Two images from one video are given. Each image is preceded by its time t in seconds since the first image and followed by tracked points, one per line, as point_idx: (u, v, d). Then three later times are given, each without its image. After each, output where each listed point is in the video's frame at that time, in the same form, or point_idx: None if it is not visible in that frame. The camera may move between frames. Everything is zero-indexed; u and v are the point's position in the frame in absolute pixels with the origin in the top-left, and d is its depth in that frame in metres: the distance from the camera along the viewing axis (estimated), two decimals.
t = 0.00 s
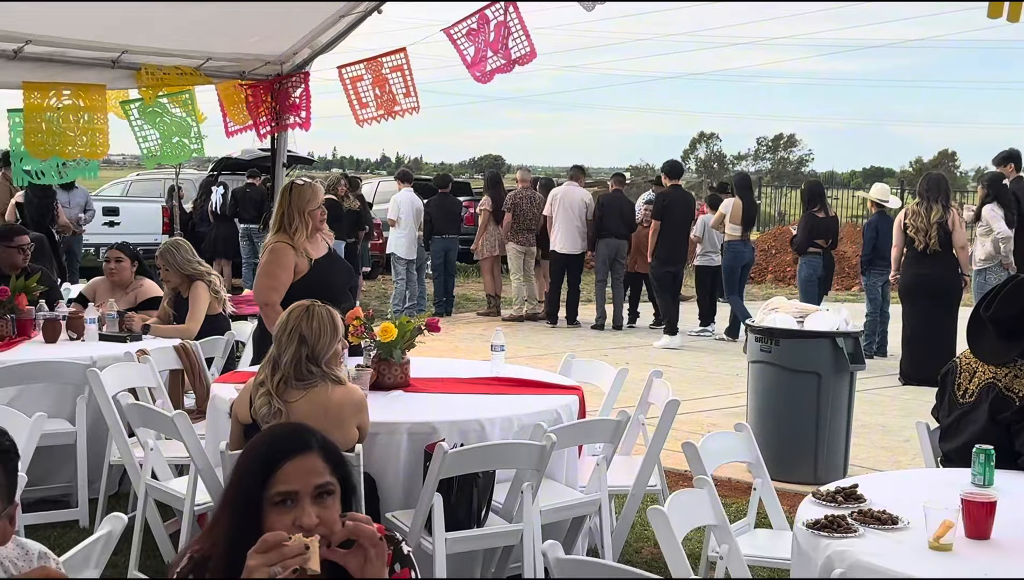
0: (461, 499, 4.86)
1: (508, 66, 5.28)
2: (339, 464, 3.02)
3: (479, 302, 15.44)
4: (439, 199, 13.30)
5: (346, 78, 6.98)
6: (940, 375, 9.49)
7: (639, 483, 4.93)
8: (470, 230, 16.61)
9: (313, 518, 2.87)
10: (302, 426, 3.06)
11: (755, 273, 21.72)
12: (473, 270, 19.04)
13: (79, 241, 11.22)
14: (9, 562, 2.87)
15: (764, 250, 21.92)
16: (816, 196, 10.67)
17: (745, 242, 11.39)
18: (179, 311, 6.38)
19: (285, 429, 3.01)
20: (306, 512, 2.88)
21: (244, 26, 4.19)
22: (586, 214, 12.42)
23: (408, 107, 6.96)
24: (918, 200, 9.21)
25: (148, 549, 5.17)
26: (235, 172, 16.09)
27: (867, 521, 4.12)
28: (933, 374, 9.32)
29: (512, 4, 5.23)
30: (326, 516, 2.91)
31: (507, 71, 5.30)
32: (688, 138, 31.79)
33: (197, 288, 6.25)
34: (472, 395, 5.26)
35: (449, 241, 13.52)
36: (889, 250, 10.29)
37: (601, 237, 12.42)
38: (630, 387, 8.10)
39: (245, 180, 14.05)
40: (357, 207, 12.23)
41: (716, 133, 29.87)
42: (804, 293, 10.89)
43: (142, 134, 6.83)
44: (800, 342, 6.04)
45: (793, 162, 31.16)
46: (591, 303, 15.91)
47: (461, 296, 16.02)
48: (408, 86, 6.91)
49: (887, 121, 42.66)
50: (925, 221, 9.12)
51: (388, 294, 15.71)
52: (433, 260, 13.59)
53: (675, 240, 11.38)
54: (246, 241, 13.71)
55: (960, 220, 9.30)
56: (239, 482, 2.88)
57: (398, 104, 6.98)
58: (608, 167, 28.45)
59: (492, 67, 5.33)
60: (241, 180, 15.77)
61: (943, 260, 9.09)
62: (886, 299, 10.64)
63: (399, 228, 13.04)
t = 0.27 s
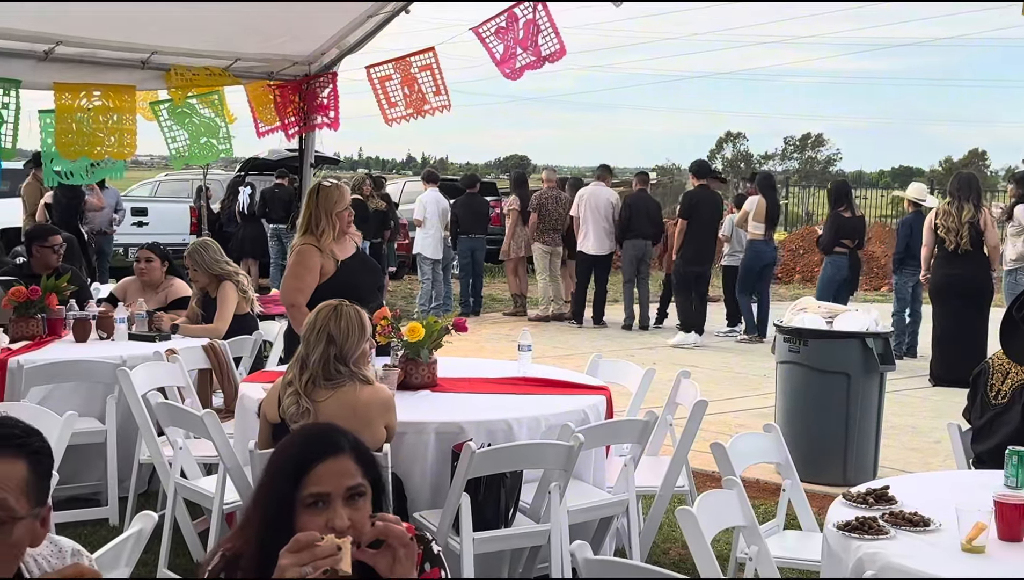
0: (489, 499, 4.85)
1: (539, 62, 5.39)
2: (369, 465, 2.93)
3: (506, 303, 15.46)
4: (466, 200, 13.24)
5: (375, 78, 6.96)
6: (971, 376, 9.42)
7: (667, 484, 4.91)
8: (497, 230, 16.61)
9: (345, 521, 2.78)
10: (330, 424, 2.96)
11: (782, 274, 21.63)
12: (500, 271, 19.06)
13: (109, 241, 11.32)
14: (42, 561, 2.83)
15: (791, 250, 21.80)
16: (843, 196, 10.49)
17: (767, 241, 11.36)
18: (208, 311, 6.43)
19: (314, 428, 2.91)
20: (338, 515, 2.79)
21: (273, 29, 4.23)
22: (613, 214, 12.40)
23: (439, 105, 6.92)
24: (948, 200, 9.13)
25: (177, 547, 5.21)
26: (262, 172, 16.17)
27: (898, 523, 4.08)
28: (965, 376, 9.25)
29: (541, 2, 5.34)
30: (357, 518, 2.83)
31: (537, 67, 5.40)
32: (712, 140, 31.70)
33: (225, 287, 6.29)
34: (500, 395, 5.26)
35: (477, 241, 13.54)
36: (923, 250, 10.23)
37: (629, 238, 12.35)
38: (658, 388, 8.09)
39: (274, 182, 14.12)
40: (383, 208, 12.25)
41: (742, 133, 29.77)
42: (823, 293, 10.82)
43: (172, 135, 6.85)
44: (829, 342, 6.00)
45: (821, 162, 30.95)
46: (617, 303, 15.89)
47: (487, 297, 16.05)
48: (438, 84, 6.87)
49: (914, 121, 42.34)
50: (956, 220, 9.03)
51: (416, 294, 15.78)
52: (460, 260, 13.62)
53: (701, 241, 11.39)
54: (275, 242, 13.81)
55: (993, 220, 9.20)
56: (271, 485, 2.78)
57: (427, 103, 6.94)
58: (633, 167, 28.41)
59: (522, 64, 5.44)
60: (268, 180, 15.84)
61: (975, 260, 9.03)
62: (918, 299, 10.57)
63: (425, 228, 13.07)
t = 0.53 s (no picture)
0: (520, 504, 4.83)
1: (573, 62, 5.42)
2: (408, 490, 2.79)
3: (536, 308, 15.46)
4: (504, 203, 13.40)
5: (408, 81, 6.77)
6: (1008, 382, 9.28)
7: (701, 489, 4.89)
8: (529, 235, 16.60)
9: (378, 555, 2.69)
10: (374, 442, 2.81)
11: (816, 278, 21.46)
12: (531, 276, 19.06)
13: (142, 245, 11.38)
14: (79, 561, 2.75)
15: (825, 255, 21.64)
16: (873, 199, 10.50)
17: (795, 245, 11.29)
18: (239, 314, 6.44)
19: (357, 447, 2.77)
20: (370, 545, 2.70)
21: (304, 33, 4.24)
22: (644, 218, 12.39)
23: (474, 107, 6.68)
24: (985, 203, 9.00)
25: (209, 551, 5.23)
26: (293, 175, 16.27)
27: (935, 530, 4.01)
28: (1004, 381, 9.11)
29: (573, 4, 5.35)
30: (390, 546, 2.74)
31: (571, 66, 5.43)
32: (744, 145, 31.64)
33: (257, 291, 6.31)
34: (531, 399, 5.24)
35: (511, 245, 13.55)
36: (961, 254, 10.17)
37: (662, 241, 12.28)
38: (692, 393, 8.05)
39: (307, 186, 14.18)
40: (415, 212, 12.26)
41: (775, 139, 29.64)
42: (852, 295, 10.74)
43: (205, 139, 6.84)
44: (864, 347, 5.95)
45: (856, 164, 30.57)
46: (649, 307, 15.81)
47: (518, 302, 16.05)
48: (472, 86, 6.63)
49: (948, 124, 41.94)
50: (997, 225, 8.86)
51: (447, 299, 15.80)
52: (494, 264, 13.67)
53: (732, 245, 11.28)
54: (308, 246, 13.77)
55: None
56: (307, 503, 2.67)
57: (462, 105, 6.71)
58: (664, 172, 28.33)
59: (556, 62, 5.44)
60: (301, 185, 15.91)
61: (1013, 263, 8.93)
62: (954, 303, 10.49)
63: (456, 233, 13.07)
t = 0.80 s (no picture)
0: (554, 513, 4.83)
1: (609, 68, 5.31)
2: (444, 512, 2.74)
3: (570, 316, 15.44)
4: (541, 212, 13.52)
5: (442, 90, 6.43)
6: None
7: (735, 500, 4.86)
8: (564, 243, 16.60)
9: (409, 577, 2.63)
10: (415, 461, 2.76)
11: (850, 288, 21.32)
12: (565, 284, 19.08)
13: (179, 253, 11.48)
14: (119, 567, 2.72)
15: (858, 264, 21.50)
16: (901, 209, 10.52)
17: (821, 254, 11.30)
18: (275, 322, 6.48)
19: (397, 465, 2.72)
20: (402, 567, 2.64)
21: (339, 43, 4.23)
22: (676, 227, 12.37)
23: (511, 114, 6.33)
24: None
25: (245, 558, 5.26)
26: (328, 184, 16.35)
27: (974, 542, 3.98)
28: None
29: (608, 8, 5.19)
30: (422, 568, 2.68)
31: (608, 73, 5.31)
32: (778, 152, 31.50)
33: (293, 300, 6.34)
34: (565, 408, 5.24)
35: (546, 254, 13.62)
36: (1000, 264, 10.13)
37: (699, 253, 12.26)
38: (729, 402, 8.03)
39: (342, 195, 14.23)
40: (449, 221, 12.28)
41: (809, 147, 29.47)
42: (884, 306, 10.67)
43: (241, 149, 6.85)
44: (901, 357, 5.91)
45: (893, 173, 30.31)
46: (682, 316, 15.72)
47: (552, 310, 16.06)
48: (508, 93, 6.28)
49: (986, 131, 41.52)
50: None
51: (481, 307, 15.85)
52: (528, 273, 13.74)
53: (761, 255, 11.17)
54: (345, 254, 13.67)
55: None
56: (344, 519, 2.64)
57: (499, 112, 6.39)
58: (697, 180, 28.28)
59: (592, 68, 5.33)
60: (335, 193, 15.97)
61: None
62: (991, 313, 10.40)
63: (489, 241, 13.10)
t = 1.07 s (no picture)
0: (590, 525, 4.81)
1: (645, 78, 5.25)
2: (477, 518, 2.73)
3: (605, 328, 15.40)
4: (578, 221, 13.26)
5: (479, 100, 6.35)
6: None
7: (772, 514, 4.82)
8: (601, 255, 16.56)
9: None
10: (447, 469, 2.77)
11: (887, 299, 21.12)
12: (601, 295, 19.04)
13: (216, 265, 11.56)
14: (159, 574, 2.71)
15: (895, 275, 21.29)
16: (930, 219, 10.30)
17: (849, 265, 11.23)
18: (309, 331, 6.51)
19: (429, 472, 2.73)
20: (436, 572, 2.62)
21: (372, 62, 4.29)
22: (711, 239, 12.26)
23: (548, 123, 6.28)
24: None
25: (281, 568, 5.29)
26: (365, 196, 16.39)
27: (1016, 557, 3.93)
28: None
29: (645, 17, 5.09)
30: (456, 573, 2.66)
31: (643, 83, 5.25)
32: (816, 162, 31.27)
33: (329, 311, 6.39)
34: (601, 420, 5.22)
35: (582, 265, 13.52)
36: None
37: (738, 264, 12.18)
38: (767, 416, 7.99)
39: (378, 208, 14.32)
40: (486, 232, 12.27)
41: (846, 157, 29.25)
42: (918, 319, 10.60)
43: (279, 160, 6.90)
44: (941, 371, 5.84)
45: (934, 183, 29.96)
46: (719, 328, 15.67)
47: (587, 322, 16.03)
48: (546, 102, 6.23)
49: None
50: None
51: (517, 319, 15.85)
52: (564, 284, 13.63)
53: (790, 265, 11.13)
54: (382, 265, 13.92)
55: None
56: (380, 526, 2.62)
57: (537, 121, 6.31)
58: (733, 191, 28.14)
59: (628, 77, 5.28)
60: (371, 204, 16.04)
61: None
62: None
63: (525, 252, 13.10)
